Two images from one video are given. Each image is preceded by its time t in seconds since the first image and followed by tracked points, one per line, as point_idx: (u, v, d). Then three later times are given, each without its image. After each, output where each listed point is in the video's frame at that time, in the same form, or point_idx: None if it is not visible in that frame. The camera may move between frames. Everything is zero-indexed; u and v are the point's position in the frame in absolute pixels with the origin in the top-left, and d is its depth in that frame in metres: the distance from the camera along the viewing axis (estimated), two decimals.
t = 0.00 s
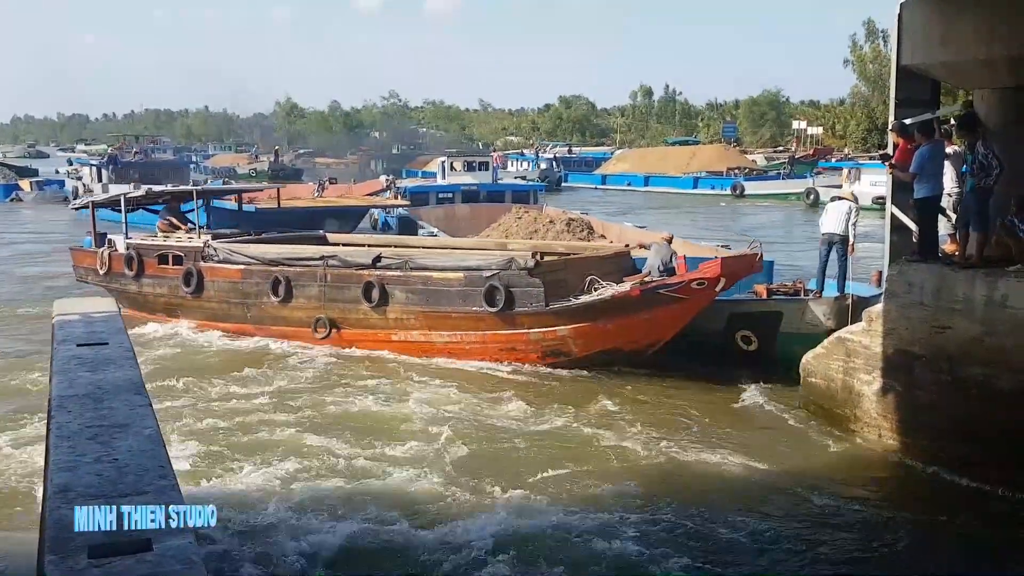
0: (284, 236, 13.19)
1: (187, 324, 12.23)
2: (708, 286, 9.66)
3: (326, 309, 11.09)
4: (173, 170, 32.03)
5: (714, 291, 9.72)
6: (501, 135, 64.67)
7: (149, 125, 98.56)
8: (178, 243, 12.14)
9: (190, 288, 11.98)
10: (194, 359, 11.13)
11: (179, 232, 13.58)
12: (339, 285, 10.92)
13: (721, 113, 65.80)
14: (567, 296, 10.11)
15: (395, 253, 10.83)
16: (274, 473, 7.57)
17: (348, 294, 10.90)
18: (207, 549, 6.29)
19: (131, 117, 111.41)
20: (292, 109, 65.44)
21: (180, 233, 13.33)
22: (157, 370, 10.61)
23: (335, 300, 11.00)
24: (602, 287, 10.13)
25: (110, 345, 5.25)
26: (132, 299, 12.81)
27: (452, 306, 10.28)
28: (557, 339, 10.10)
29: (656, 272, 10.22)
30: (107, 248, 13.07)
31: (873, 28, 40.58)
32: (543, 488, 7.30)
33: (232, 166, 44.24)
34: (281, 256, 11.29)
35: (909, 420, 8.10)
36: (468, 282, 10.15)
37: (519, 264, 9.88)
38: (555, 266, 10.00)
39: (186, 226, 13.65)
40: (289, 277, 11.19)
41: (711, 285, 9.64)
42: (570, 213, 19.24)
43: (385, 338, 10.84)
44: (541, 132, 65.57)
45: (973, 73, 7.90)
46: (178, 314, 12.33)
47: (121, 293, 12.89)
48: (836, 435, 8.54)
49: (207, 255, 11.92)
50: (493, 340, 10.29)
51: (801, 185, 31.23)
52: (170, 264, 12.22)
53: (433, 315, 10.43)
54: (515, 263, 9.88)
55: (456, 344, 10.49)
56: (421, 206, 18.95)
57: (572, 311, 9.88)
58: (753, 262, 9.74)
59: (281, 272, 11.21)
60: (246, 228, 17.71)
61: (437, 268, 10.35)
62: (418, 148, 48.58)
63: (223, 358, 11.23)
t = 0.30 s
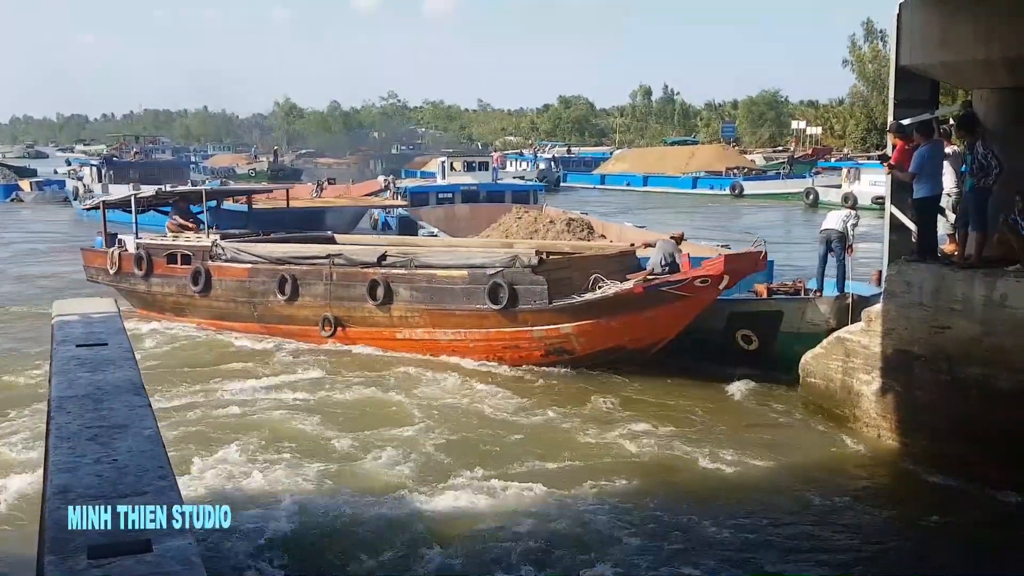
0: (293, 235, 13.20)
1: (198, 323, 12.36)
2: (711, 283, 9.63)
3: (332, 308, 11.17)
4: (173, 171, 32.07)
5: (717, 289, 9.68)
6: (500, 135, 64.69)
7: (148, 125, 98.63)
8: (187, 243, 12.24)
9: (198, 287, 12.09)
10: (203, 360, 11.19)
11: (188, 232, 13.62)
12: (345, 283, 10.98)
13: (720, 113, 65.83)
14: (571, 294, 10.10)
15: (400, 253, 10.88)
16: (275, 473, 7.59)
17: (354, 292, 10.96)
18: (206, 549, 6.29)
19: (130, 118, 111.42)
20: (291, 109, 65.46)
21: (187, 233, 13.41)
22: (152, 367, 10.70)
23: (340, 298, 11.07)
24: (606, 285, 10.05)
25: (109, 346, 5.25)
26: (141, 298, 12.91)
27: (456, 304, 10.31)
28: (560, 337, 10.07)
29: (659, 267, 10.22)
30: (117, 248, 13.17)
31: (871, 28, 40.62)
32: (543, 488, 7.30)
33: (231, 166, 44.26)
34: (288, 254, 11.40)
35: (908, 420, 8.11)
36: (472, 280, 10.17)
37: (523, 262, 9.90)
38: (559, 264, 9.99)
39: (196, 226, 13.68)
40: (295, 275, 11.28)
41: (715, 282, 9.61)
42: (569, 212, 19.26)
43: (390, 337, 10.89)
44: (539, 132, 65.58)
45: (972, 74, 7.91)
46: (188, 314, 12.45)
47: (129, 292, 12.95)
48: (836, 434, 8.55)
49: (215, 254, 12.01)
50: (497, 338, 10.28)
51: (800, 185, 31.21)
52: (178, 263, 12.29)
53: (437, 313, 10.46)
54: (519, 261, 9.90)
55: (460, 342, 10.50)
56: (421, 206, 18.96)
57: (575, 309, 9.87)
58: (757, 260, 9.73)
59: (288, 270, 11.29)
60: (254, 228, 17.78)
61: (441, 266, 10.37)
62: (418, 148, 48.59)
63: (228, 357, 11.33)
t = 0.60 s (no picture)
0: (301, 235, 13.21)
1: (206, 322, 12.46)
2: (714, 281, 9.62)
3: (338, 307, 11.18)
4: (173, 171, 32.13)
5: (720, 286, 9.67)
6: (499, 135, 64.71)
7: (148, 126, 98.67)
8: (196, 243, 12.37)
9: (206, 286, 12.22)
10: (206, 360, 11.22)
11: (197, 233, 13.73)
12: (349, 282, 11.01)
13: (719, 113, 65.84)
14: (574, 292, 10.11)
15: (405, 251, 10.89)
16: (276, 472, 7.61)
17: (359, 290, 10.98)
18: (205, 549, 6.30)
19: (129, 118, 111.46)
20: (290, 109, 65.46)
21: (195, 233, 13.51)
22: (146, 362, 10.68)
23: (345, 297, 11.09)
24: (609, 283, 10.02)
25: (109, 347, 5.25)
26: (150, 298, 13.04)
27: (460, 302, 10.32)
28: (564, 335, 10.06)
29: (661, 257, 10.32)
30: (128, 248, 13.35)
31: (870, 29, 40.66)
32: (542, 487, 7.29)
33: (231, 167, 44.29)
34: (294, 253, 11.46)
35: (907, 419, 8.11)
36: (476, 278, 10.18)
37: (526, 259, 9.93)
38: (563, 261, 10.00)
39: (205, 226, 13.78)
40: (301, 274, 11.33)
41: (718, 280, 9.61)
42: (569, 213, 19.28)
43: (395, 335, 10.89)
44: (538, 132, 65.60)
45: (971, 74, 7.91)
46: (196, 313, 12.56)
47: (139, 292, 13.10)
48: (835, 434, 8.55)
49: (223, 254, 12.10)
50: (500, 336, 10.26)
51: (799, 185, 31.23)
52: (187, 263, 12.45)
53: (442, 311, 10.46)
54: (522, 258, 9.95)
55: (463, 341, 10.49)
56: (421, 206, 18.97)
57: (578, 306, 9.87)
58: (761, 258, 9.73)
59: (294, 269, 11.35)
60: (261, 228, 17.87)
61: (446, 263, 10.40)
62: (417, 148, 48.58)
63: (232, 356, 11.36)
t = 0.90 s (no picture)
0: (308, 234, 13.22)
1: (214, 322, 12.51)
2: (717, 280, 9.62)
3: (343, 306, 11.19)
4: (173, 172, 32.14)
5: (723, 286, 9.67)
6: (498, 135, 64.72)
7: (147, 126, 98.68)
8: (204, 242, 12.41)
9: (214, 286, 12.26)
10: (207, 360, 11.24)
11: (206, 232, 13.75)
12: (355, 282, 11.02)
13: (718, 114, 65.85)
14: (578, 292, 10.11)
15: (410, 251, 10.87)
16: (277, 471, 7.61)
17: (364, 290, 10.99)
18: (203, 548, 6.29)
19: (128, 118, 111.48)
20: (289, 109, 65.43)
21: (203, 233, 13.54)
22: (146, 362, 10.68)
23: (350, 296, 11.10)
24: (613, 282, 10.03)
25: (109, 346, 5.26)
26: (160, 298, 13.09)
27: (463, 302, 10.33)
28: (566, 334, 10.07)
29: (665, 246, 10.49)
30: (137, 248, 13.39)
31: (870, 29, 40.68)
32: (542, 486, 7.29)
33: (230, 167, 44.30)
34: (300, 253, 11.48)
35: (907, 419, 8.11)
36: (480, 278, 10.19)
37: (529, 259, 9.93)
38: (566, 261, 9.98)
39: (214, 225, 13.81)
40: (307, 274, 11.35)
41: (720, 279, 9.61)
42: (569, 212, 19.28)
43: (400, 335, 10.90)
44: (538, 132, 65.62)
45: (969, 74, 7.92)
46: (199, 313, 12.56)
47: (148, 291, 13.16)
48: (835, 433, 8.56)
49: (230, 253, 12.13)
50: (503, 335, 10.27)
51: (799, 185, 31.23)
52: (195, 262, 12.48)
53: (446, 310, 10.47)
54: (525, 257, 9.95)
55: (467, 340, 10.49)
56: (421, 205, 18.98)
57: (581, 305, 9.86)
58: (763, 257, 9.73)
59: (300, 269, 11.37)
60: (268, 228, 17.91)
61: (449, 263, 10.40)
62: (416, 148, 48.57)
63: (235, 356, 11.37)
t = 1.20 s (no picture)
0: (315, 236, 13.24)
1: (223, 322, 12.56)
2: (718, 282, 9.63)
3: (348, 307, 11.21)
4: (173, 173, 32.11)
5: (724, 287, 9.68)
6: (497, 135, 64.73)
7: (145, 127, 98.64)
8: (212, 243, 12.45)
9: (221, 286, 12.28)
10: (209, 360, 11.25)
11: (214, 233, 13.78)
12: (359, 283, 11.03)
13: (716, 114, 65.87)
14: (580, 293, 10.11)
15: (412, 251, 10.87)
16: (278, 471, 7.61)
17: (368, 291, 11.01)
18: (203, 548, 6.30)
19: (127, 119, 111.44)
20: (288, 109, 65.37)
21: (212, 233, 13.58)
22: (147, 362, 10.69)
23: (354, 297, 11.12)
24: (614, 284, 10.04)
25: (109, 346, 5.26)
26: (168, 298, 13.13)
27: (465, 303, 10.33)
28: (568, 336, 10.07)
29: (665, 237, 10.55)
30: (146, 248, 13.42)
31: (868, 29, 40.72)
32: (543, 486, 7.29)
33: (229, 167, 44.28)
34: (305, 254, 11.50)
35: (906, 419, 8.12)
36: (482, 279, 10.19)
37: (531, 260, 9.93)
38: (568, 262, 9.98)
39: (222, 225, 13.84)
40: (313, 274, 11.38)
41: (722, 281, 9.61)
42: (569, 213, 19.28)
43: (403, 336, 10.92)
44: (536, 133, 65.62)
45: (968, 74, 7.93)
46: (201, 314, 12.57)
47: (157, 292, 13.20)
48: (834, 433, 8.57)
49: (237, 254, 12.17)
50: (506, 337, 10.27)
51: (798, 185, 31.23)
52: (203, 263, 12.52)
53: (449, 312, 10.48)
54: (527, 259, 9.93)
55: (470, 342, 10.50)
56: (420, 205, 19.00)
57: (583, 307, 9.86)
58: (765, 259, 9.72)
59: (305, 270, 11.39)
60: (272, 228, 17.93)
61: (451, 264, 10.40)
62: (415, 149, 48.55)
63: (237, 356, 11.38)
